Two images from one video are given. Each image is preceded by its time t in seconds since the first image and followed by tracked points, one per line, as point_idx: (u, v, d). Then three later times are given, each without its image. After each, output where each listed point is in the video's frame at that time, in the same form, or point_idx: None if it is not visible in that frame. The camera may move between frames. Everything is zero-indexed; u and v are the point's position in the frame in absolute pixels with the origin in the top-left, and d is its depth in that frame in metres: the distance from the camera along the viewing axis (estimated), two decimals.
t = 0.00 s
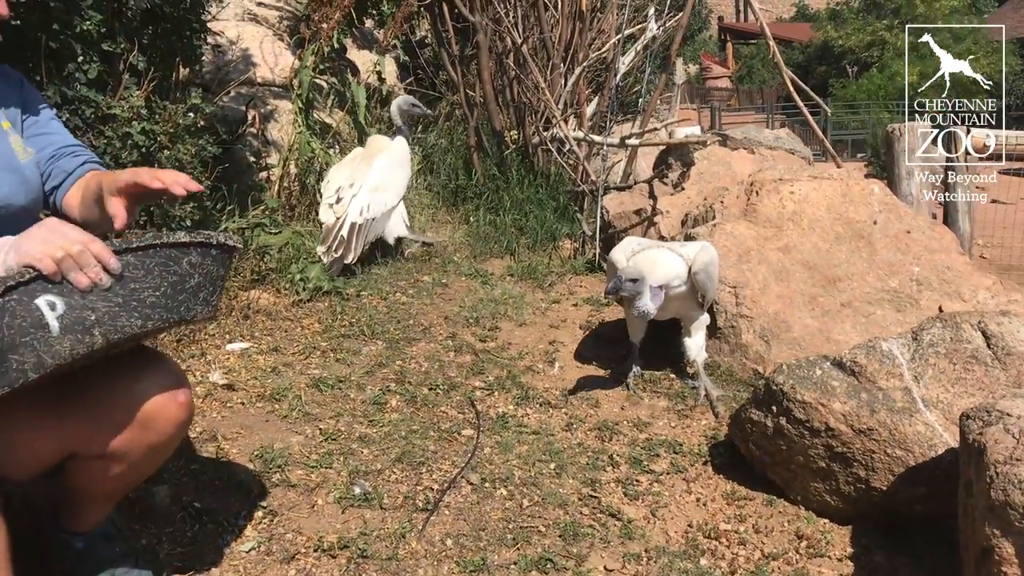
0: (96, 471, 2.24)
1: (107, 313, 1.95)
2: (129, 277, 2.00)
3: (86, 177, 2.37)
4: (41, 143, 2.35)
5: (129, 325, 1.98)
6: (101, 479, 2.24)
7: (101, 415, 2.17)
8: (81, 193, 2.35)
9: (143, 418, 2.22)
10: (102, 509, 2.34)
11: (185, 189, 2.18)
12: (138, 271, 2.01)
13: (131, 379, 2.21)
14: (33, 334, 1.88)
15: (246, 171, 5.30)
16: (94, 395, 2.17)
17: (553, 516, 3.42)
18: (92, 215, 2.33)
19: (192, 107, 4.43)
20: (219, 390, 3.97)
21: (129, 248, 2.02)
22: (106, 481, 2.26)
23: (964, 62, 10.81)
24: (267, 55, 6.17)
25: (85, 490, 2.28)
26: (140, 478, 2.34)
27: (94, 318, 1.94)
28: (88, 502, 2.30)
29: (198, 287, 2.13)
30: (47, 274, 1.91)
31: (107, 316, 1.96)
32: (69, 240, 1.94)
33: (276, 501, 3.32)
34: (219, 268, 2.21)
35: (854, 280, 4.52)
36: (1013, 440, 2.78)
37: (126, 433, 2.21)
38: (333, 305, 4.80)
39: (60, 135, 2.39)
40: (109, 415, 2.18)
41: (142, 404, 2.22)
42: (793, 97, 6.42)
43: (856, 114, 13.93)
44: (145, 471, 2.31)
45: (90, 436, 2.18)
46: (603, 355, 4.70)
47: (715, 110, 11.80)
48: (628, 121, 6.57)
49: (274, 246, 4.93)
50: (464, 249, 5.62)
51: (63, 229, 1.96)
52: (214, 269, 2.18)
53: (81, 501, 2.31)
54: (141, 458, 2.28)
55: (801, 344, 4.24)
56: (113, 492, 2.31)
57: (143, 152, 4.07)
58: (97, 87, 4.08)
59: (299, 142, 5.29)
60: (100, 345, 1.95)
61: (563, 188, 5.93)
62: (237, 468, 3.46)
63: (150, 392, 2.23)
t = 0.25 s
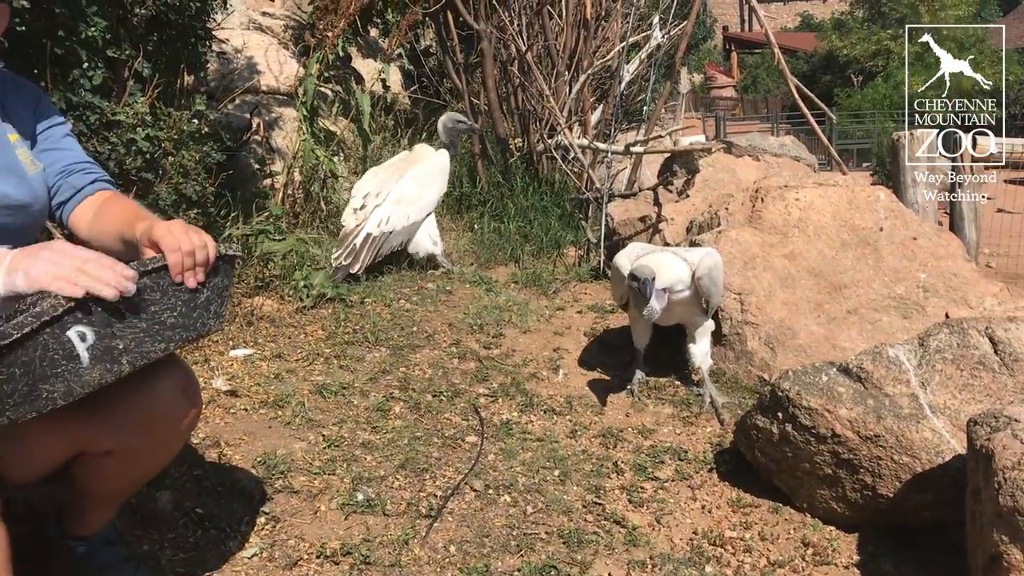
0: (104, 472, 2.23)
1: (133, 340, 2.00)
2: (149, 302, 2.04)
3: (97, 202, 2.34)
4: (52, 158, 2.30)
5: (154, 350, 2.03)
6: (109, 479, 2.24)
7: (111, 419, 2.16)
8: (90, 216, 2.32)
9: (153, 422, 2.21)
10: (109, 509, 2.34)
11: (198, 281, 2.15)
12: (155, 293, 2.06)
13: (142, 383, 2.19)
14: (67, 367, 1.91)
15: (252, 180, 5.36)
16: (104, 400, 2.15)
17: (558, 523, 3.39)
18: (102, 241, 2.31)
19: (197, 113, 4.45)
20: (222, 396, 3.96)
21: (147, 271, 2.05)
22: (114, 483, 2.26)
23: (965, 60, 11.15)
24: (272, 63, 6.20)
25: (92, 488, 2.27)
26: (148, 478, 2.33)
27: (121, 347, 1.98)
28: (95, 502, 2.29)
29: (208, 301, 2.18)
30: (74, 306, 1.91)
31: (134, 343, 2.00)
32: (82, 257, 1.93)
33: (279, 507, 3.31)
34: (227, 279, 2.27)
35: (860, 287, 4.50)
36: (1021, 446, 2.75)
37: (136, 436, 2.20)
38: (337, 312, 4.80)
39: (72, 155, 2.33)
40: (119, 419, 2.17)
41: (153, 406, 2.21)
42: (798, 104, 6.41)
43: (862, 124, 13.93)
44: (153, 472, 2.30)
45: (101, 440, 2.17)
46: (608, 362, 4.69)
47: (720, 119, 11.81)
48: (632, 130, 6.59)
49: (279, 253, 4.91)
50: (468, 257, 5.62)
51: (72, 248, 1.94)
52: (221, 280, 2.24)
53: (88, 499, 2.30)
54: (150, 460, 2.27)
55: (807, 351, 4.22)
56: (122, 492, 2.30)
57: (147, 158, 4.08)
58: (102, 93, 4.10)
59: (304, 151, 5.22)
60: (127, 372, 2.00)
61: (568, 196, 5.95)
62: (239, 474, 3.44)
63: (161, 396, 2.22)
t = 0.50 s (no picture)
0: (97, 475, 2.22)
1: (136, 345, 1.97)
2: (154, 308, 2.00)
3: (104, 207, 2.29)
4: (61, 160, 2.25)
5: (155, 357, 2.00)
6: (100, 482, 2.22)
7: (105, 422, 2.15)
8: (95, 220, 2.27)
9: (146, 424, 2.20)
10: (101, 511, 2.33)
11: (202, 290, 2.10)
12: (160, 299, 2.02)
13: (135, 386, 2.18)
14: (68, 365, 1.86)
15: (249, 183, 5.34)
16: (97, 403, 2.14)
17: (551, 529, 3.38)
18: (106, 246, 2.26)
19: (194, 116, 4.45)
20: (216, 398, 3.95)
21: (155, 277, 2.01)
22: (106, 484, 2.25)
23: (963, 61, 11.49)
24: (271, 67, 6.20)
25: (82, 492, 2.26)
26: (140, 479, 2.32)
27: (123, 352, 1.95)
28: (87, 504, 2.28)
29: (211, 311, 2.13)
30: (82, 307, 1.87)
31: (136, 349, 1.97)
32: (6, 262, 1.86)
33: (272, 510, 3.29)
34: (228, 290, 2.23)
35: (856, 295, 4.50)
36: (1016, 453, 2.74)
37: (129, 439, 2.19)
38: (333, 315, 4.79)
39: (81, 158, 2.28)
40: (113, 422, 2.16)
41: (147, 411, 2.20)
42: (796, 113, 6.43)
43: (860, 134, 13.98)
44: (146, 472, 2.30)
45: (94, 443, 2.15)
46: (604, 368, 4.68)
47: (719, 129, 11.83)
48: (631, 137, 6.60)
49: (275, 256, 4.90)
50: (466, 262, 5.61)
51: None
52: (225, 291, 2.19)
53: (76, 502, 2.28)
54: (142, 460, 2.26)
55: (803, 358, 4.21)
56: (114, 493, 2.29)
57: (144, 159, 4.08)
58: (99, 94, 4.10)
59: (302, 154, 5.26)
60: (125, 377, 1.96)
61: (566, 202, 6.02)
62: (232, 476, 3.43)
63: (154, 400, 2.21)
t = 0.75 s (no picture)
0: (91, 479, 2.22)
1: (126, 351, 1.98)
2: (144, 313, 2.00)
3: (100, 210, 2.29)
4: (57, 163, 2.26)
5: (145, 362, 2.01)
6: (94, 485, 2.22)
7: (99, 426, 2.14)
8: (90, 224, 2.27)
9: (140, 428, 2.20)
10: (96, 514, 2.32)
11: (192, 293, 2.11)
12: (149, 303, 2.02)
13: (128, 390, 2.18)
14: (56, 372, 1.86)
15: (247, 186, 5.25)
16: (91, 407, 2.13)
17: (547, 534, 3.37)
18: (100, 250, 2.25)
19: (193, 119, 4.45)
20: (213, 402, 3.95)
21: (144, 281, 2.00)
22: (101, 488, 2.25)
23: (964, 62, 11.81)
24: (272, 72, 6.22)
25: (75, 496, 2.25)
26: (135, 482, 2.32)
27: (113, 357, 1.96)
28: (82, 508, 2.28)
29: (202, 313, 2.14)
30: (70, 314, 1.87)
31: (127, 354, 1.98)
32: None
33: (268, 513, 3.29)
34: (219, 291, 2.22)
35: (854, 301, 4.50)
36: (1012, 460, 2.74)
37: (124, 442, 2.19)
38: (331, 319, 4.79)
39: (78, 161, 2.29)
40: (107, 426, 2.16)
41: (141, 414, 2.20)
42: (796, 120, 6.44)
43: (861, 142, 14.02)
44: (141, 475, 2.30)
45: (88, 447, 2.15)
46: (601, 373, 4.68)
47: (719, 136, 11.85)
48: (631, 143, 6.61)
49: (273, 260, 4.88)
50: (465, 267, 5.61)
51: None
52: (216, 293, 2.20)
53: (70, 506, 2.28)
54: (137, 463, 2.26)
55: (801, 364, 4.21)
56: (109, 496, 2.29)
57: (143, 162, 4.09)
58: (98, 96, 4.11)
59: (302, 158, 5.25)
60: (115, 382, 1.98)
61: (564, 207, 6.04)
62: (228, 479, 3.42)
63: (148, 403, 2.21)
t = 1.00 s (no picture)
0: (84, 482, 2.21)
1: (117, 352, 1.98)
2: (133, 314, 2.00)
3: (88, 211, 2.26)
4: (46, 164, 2.25)
5: (136, 363, 2.01)
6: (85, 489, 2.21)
7: (91, 429, 2.14)
8: (78, 225, 2.24)
9: (131, 430, 2.19)
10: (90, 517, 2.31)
11: (180, 293, 2.11)
12: (138, 304, 2.02)
13: (118, 391, 2.17)
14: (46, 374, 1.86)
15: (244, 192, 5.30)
16: (82, 410, 2.13)
17: (542, 540, 3.36)
18: (88, 251, 2.23)
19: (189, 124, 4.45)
20: (207, 407, 3.94)
21: (132, 283, 2.00)
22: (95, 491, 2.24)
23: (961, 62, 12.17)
24: (269, 77, 6.22)
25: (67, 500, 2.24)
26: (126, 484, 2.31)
27: (103, 359, 1.95)
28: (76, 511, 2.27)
29: (190, 313, 2.15)
30: (59, 317, 1.87)
31: (117, 356, 1.98)
32: None
33: (261, 519, 3.27)
34: (207, 292, 2.23)
35: (850, 308, 4.50)
36: (1005, 466, 2.74)
37: (116, 444, 2.18)
38: (326, 325, 4.78)
39: (67, 161, 2.28)
40: (98, 428, 2.15)
41: (132, 417, 2.19)
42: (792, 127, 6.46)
43: (857, 149, 14.05)
44: (134, 477, 2.29)
45: (79, 450, 2.14)
46: (597, 379, 4.68)
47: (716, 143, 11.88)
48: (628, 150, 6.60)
49: (269, 265, 4.88)
50: (461, 272, 5.61)
51: None
52: (203, 292, 2.21)
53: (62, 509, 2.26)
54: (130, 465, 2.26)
55: (796, 371, 4.21)
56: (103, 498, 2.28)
57: (138, 166, 4.08)
58: (93, 101, 4.11)
59: (298, 165, 5.19)
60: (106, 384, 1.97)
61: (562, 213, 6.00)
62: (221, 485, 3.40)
63: (140, 406, 2.20)
